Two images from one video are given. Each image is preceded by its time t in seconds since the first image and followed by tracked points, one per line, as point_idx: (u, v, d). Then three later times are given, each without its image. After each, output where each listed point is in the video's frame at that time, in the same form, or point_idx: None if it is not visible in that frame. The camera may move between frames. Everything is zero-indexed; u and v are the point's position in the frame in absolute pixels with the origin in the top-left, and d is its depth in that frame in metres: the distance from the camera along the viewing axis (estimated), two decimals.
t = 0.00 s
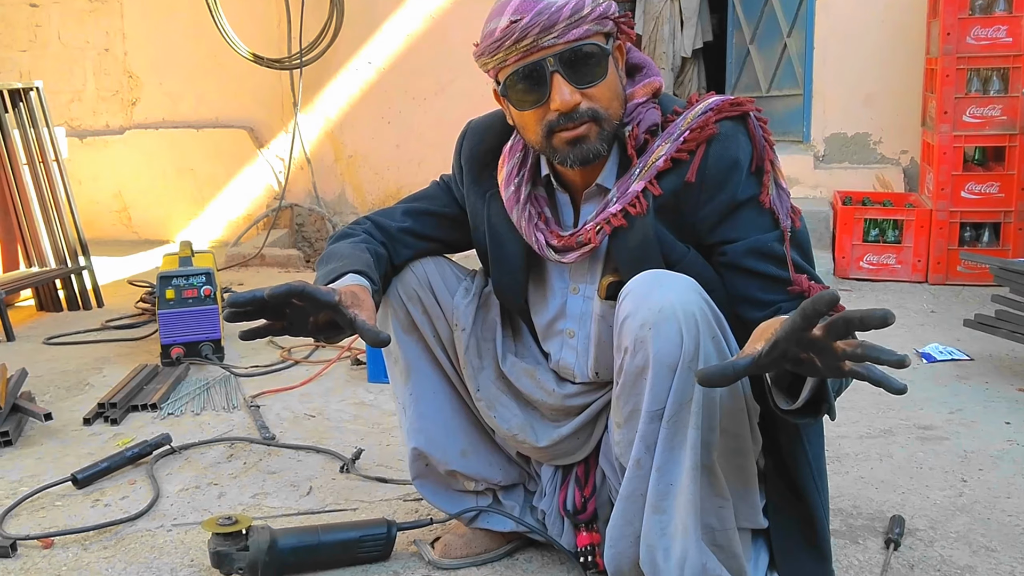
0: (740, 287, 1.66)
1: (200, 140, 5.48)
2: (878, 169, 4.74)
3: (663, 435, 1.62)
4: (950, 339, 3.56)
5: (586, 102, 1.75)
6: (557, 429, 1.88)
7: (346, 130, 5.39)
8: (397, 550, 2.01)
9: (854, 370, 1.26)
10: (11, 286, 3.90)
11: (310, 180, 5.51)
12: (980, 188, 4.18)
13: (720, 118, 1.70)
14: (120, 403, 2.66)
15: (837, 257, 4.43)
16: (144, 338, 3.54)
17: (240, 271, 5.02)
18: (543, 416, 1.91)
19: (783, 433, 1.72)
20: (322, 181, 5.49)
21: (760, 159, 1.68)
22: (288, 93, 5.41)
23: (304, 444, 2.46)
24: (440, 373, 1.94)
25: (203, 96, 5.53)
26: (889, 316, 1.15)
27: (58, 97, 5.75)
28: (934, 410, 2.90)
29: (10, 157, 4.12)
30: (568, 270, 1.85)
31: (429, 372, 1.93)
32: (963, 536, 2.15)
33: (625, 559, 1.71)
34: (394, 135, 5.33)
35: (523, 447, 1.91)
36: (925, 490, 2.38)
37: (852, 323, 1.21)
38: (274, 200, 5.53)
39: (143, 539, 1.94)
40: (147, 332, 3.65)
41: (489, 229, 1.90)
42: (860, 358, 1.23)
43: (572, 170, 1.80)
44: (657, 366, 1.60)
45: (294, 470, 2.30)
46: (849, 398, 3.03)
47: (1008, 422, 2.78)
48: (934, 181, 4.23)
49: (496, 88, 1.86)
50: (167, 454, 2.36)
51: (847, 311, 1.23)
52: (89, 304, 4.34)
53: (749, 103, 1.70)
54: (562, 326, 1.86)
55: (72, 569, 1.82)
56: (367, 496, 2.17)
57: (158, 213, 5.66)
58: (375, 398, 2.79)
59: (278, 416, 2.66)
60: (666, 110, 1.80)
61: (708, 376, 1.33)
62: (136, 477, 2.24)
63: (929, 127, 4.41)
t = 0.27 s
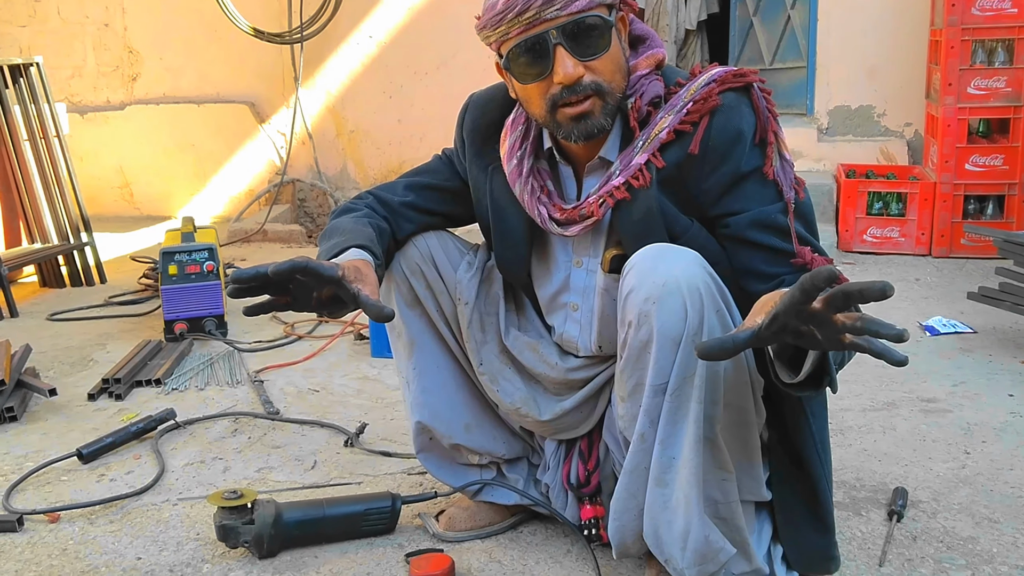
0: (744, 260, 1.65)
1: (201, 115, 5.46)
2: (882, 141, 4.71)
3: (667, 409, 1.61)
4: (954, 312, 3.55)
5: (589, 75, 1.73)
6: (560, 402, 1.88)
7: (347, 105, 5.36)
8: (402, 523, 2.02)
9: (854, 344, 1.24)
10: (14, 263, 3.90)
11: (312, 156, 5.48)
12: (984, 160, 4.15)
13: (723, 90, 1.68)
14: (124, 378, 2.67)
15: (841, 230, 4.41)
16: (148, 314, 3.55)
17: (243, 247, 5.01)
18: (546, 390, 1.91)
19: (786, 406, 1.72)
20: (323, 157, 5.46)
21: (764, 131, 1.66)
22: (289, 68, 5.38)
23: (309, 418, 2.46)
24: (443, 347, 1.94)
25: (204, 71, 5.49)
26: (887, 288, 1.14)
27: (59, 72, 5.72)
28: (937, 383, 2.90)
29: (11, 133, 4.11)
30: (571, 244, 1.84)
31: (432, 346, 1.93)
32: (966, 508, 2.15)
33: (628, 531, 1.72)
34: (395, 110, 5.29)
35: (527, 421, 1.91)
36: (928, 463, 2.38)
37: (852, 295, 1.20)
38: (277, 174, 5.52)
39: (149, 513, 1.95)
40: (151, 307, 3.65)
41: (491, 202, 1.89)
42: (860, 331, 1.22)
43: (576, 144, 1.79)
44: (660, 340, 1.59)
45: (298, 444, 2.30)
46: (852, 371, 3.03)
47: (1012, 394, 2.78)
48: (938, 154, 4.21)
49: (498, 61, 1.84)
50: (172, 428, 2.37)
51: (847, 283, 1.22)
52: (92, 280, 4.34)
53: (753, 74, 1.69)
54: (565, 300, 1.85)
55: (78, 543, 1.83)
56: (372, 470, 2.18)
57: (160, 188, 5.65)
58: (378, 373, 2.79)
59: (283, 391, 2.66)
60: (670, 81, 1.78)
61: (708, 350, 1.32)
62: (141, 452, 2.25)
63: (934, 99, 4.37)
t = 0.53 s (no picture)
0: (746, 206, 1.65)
1: (200, 65, 5.44)
2: (886, 89, 4.67)
3: (669, 355, 1.62)
4: (956, 260, 3.54)
5: (590, 20, 1.71)
6: (562, 349, 1.88)
7: (348, 54, 5.28)
8: (407, 469, 2.04)
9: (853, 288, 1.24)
10: (16, 215, 3.90)
11: (313, 107, 5.40)
12: (989, 108, 4.11)
13: (726, 33, 1.65)
14: (129, 329, 2.69)
15: (845, 179, 4.39)
16: (151, 265, 3.55)
17: (244, 199, 5.00)
18: (548, 338, 1.91)
19: (788, 352, 1.73)
20: (324, 108, 5.39)
21: (767, 74, 1.65)
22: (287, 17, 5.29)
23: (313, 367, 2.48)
24: (446, 295, 1.95)
25: (202, 21, 5.43)
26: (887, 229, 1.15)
27: (57, 23, 5.68)
28: (939, 330, 2.91)
29: (10, 85, 4.08)
30: (573, 191, 1.84)
31: (435, 295, 1.93)
32: (966, 452, 2.18)
33: (630, 476, 1.75)
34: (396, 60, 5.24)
35: (529, 368, 1.92)
36: (928, 408, 2.40)
37: (852, 238, 1.20)
38: (277, 126, 5.46)
39: (157, 460, 1.97)
40: (154, 259, 3.66)
41: (493, 150, 1.87)
42: (860, 274, 1.23)
43: (578, 91, 1.78)
44: (663, 287, 1.59)
45: (303, 393, 2.32)
46: (854, 319, 3.04)
47: (1012, 341, 2.79)
48: (943, 101, 4.17)
49: (498, 5, 1.81)
50: (177, 378, 2.39)
51: (845, 226, 1.22)
52: (95, 233, 4.33)
53: (756, 17, 1.66)
54: (568, 248, 1.85)
55: (87, 490, 1.86)
56: (376, 417, 2.20)
57: (161, 139, 5.66)
58: (381, 323, 2.80)
59: (287, 341, 2.68)
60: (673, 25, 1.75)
61: (707, 294, 1.32)
62: (147, 401, 2.27)
63: (940, 46, 4.32)
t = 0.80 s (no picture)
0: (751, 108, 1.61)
1: None
2: None
3: (669, 261, 1.62)
4: (961, 172, 3.51)
5: None
6: (561, 260, 1.87)
7: None
8: (407, 378, 2.06)
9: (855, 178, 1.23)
10: (10, 131, 3.85)
11: (306, 18, 5.24)
12: (1000, 16, 4.02)
13: None
14: (128, 243, 2.68)
15: (850, 91, 4.32)
16: (148, 182, 3.53)
17: (241, 117, 4.94)
18: (548, 249, 1.89)
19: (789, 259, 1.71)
20: (318, 19, 5.21)
21: None
22: None
23: (313, 281, 2.48)
24: (444, 205, 1.93)
25: None
26: (892, 111, 1.15)
27: None
28: (941, 241, 2.90)
29: None
30: (573, 95, 1.80)
31: (433, 205, 1.91)
32: (965, 359, 2.19)
33: (628, 382, 1.76)
34: None
35: (529, 278, 1.91)
36: (928, 317, 2.40)
37: (853, 124, 1.18)
38: (270, 40, 5.32)
39: (159, 370, 1.99)
40: (151, 175, 3.63)
41: (490, 53, 1.81)
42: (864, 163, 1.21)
43: None
44: (664, 192, 1.58)
45: (303, 306, 2.33)
46: (856, 230, 3.02)
47: (1015, 251, 2.78)
48: (953, 10, 4.07)
49: None
50: (177, 291, 2.39)
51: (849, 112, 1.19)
52: (91, 151, 4.29)
53: None
54: (567, 155, 1.81)
55: (91, 398, 1.88)
56: (377, 329, 2.21)
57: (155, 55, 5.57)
58: (381, 238, 2.79)
59: (286, 255, 2.67)
60: None
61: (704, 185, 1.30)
62: (148, 313, 2.28)
63: None
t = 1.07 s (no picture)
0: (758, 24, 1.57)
1: None
2: None
3: (671, 180, 1.60)
4: (967, 95, 3.45)
5: None
6: (564, 184, 1.85)
7: None
8: (407, 303, 2.06)
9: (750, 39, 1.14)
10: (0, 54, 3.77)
11: None
12: None
13: None
14: (122, 168, 2.64)
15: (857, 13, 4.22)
16: (142, 106, 3.47)
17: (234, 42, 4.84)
18: (549, 172, 1.87)
19: (792, 177, 1.67)
20: None
21: None
22: None
23: (311, 206, 2.46)
24: (444, 127, 1.89)
25: None
26: None
27: None
28: (946, 165, 2.86)
29: None
30: (575, 8, 1.75)
31: (433, 127, 1.88)
32: (966, 282, 2.17)
33: (629, 304, 1.76)
34: None
35: (530, 203, 1.89)
36: (931, 241, 2.38)
37: None
38: None
39: (158, 295, 1.98)
40: (145, 100, 3.57)
41: None
42: None
43: None
44: (668, 108, 1.55)
45: (302, 231, 2.31)
46: (860, 154, 2.98)
47: (1020, 175, 2.75)
48: None
49: None
50: (174, 216, 2.37)
51: None
52: (83, 76, 4.22)
53: None
54: (569, 74, 1.76)
55: (90, 322, 1.87)
56: (376, 255, 2.19)
57: None
58: (379, 163, 2.76)
59: (283, 180, 2.64)
60: None
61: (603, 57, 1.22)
62: (146, 238, 2.26)
63: None
